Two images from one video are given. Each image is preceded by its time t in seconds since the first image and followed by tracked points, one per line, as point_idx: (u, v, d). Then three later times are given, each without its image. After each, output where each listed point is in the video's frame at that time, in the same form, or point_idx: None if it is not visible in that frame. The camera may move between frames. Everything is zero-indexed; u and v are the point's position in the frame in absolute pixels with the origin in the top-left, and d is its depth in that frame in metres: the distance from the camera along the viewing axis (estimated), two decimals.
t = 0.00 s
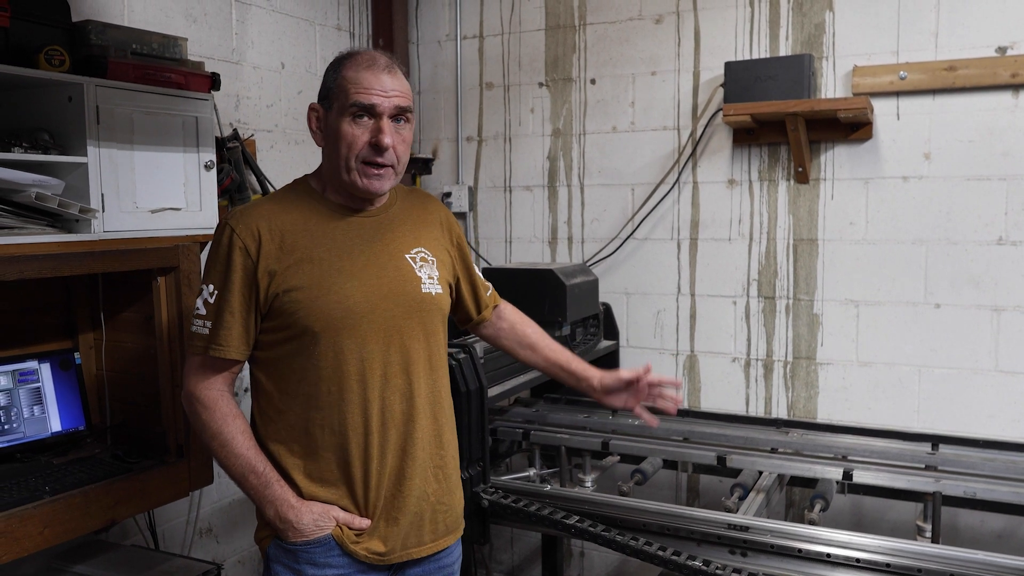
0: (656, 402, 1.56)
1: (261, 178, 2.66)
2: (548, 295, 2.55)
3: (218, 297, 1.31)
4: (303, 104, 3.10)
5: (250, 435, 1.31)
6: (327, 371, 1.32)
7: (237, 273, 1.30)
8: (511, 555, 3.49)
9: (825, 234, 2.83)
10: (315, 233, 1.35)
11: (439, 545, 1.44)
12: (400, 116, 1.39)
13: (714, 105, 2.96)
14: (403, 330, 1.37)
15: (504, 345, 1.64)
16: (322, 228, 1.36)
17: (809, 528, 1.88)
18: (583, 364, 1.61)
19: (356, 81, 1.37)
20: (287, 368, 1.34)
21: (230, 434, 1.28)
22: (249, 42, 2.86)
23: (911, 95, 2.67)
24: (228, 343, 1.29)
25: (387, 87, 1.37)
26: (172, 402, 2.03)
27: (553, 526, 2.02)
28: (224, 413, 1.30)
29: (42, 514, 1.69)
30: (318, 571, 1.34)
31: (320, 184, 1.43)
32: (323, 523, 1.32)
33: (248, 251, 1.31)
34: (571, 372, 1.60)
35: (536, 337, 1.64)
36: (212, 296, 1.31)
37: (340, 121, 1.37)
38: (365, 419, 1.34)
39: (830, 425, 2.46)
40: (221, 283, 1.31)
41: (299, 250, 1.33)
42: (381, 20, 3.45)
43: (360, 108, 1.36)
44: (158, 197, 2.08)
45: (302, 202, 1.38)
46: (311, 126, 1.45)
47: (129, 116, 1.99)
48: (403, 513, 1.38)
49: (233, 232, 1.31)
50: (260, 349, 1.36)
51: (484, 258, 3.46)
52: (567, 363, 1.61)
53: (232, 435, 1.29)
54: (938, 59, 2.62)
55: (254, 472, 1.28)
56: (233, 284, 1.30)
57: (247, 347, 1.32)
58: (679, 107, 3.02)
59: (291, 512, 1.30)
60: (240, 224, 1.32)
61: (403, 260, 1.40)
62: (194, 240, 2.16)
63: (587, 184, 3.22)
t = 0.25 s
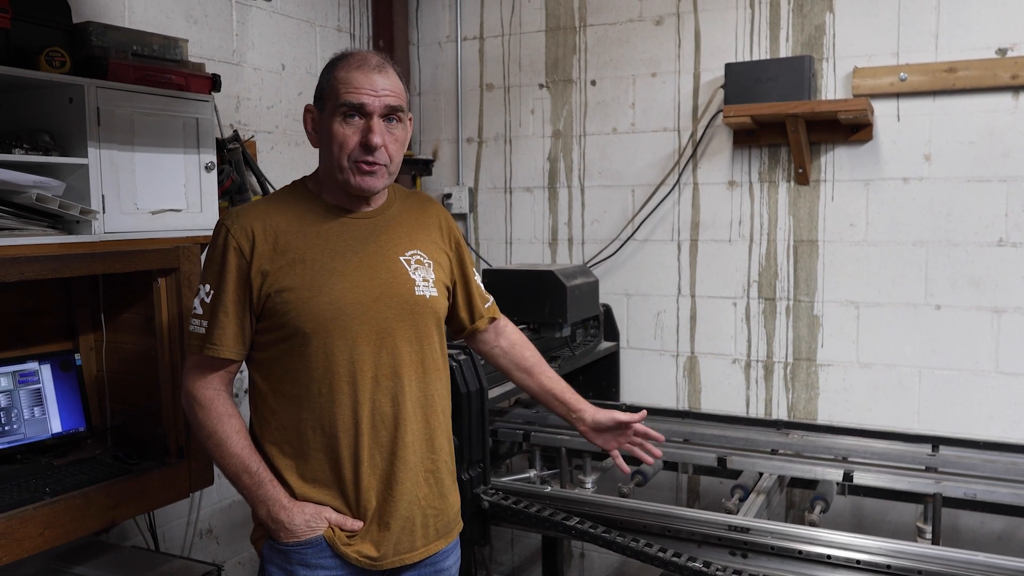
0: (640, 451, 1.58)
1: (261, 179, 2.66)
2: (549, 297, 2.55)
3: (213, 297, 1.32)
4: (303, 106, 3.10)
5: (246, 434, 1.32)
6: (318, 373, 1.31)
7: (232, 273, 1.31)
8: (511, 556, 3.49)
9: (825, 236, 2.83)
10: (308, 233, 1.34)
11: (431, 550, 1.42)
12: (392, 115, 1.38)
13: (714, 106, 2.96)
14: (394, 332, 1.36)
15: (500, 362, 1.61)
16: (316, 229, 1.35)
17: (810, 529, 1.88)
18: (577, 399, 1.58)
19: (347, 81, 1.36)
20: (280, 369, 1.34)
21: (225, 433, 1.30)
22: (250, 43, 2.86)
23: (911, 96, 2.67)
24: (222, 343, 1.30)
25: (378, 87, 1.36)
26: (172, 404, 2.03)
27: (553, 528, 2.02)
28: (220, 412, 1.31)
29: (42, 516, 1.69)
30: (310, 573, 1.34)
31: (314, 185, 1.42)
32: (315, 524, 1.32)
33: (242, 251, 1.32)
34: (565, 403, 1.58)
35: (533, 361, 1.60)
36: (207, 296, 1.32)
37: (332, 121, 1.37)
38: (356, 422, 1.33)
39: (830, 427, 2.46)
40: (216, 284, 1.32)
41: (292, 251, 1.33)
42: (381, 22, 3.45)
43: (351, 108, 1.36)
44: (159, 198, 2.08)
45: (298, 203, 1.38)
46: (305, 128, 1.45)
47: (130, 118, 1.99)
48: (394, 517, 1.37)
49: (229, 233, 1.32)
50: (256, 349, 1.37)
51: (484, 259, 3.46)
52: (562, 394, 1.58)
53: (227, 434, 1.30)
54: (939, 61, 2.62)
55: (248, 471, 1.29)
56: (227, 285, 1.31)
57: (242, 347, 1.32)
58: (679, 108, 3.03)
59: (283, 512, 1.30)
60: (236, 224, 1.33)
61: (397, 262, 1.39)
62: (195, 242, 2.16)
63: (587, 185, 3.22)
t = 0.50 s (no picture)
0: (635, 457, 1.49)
1: (262, 180, 2.66)
2: (549, 297, 2.55)
3: (209, 297, 1.32)
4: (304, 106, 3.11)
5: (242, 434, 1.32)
6: (310, 373, 1.31)
7: (227, 272, 1.31)
8: (511, 558, 3.49)
9: (826, 237, 2.83)
10: (303, 233, 1.34)
11: (425, 554, 1.41)
12: (386, 115, 1.38)
13: (715, 107, 2.96)
14: (388, 334, 1.35)
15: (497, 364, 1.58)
16: (311, 229, 1.35)
17: (811, 530, 1.87)
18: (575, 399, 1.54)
19: (340, 81, 1.36)
20: (274, 369, 1.34)
21: (221, 433, 1.30)
22: (250, 44, 2.87)
23: (912, 98, 2.67)
24: (217, 343, 1.30)
25: (371, 87, 1.36)
26: (173, 405, 2.03)
27: (553, 529, 2.02)
28: (216, 411, 1.31)
29: (43, 517, 1.69)
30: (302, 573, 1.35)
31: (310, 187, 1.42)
32: (308, 525, 1.32)
33: (238, 251, 1.32)
34: (557, 403, 1.53)
35: (529, 360, 1.57)
36: (204, 295, 1.32)
37: (326, 122, 1.36)
38: (348, 423, 1.32)
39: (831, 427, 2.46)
40: (212, 283, 1.32)
41: (287, 251, 1.33)
42: (382, 22, 3.45)
43: (345, 109, 1.35)
44: (160, 199, 2.08)
45: (295, 203, 1.38)
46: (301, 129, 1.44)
47: (131, 118, 1.99)
48: (387, 521, 1.36)
49: (225, 232, 1.33)
50: (253, 349, 1.37)
51: (485, 260, 3.46)
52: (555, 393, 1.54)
53: (222, 433, 1.30)
54: (939, 62, 2.62)
55: (242, 471, 1.29)
56: (223, 284, 1.31)
57: (238, 347, 1.32)
58: (680, 109, 3.03)
59: (276, 513, 1.30)
60: (232, 224, 1.33)
61: (392, 263, 1.38)
62: (196, 243, 2.16)
63: (588, 186, 3.22)
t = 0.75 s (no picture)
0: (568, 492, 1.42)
1: (262, 180, 2.66)
2: (549, 298, 2.55)
3: (205, 298, 1.33)
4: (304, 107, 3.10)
5: (239, 435, 1.33)
6: (302, 376, 1.31)
7: (222, 273, 1.32)
8: (511, 558, 3.48)
9: (826, 238, 2.83)
10: (298, 234, 1.34)
11: (418, 558, 1.40)
12: (380, 114, 1.37)
13: (716, 108, 2.96)
14: (379, 337, 1.34)
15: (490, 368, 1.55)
16: (306, 231, 1.35)
17: (811, 531, 1.87)
18: (558, 424, 1.48)
19: (332, 81, 1.35)
20: (269, 370, 1.34)
21: (216, 434, 1.31)
22: (251, 44, 2.87)
23: (913, 99, 2.67)
24: (213, 344, 1.31)
25: (363, 86, 1.35)
26: (172, 406, 2.03)
27: (553, 530, 2.02)
28: (211, 412, 1.31)
29: (42, 517, 1.69)
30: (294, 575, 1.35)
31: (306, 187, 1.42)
32: (300, 527, 1.33)
33: (233, 252, 1.32)
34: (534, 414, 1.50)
35: (519, 369, 1.53)
36: (201, 296, 1.33)
37: (319, 122, 1.36)
38: (339, 426, 1.32)
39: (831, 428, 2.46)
40: (208, 284, 1.33)
41: (280, 252, 1.33)
42: (382, 23, 3.45)
43: (338, 110, 1.35)
44: (160, 199, 2.08)
45: (291, 204, 1.38)
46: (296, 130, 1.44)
47: (132, 118, 1.99)
48: (378, 525, 1.35)
49: (221, 233, 1.33)
50: (251, 350, 1.37)
51: (486, 260, 3.46)
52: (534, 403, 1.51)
53: (218, 434, 1.31)
54: (940, 63, 2.62)
55: (236, 472, 1.30)
56: (217, 285, 1.31)
57: (234, 348, 1.33)
58: (680, 110, 3.02)
59: (268, 514, 1.31)
60: (228, 224, 1.34)
61: (385, 266, 1.36)
62: (196, 243, 2.16)
63: (588, 187, 3.22)
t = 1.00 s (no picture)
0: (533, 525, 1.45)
1: (262, 180, 2.66)
2: (550, 298, 2.54)
3: (205, 299, 1.32)
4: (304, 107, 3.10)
5: (239, 436, 1.33)
6: (300, 377, 1.31)
7: (222, 274, 1.32)
8: (511, 559, 3.48)
9: (827, 238, 2.82)
10: (297, 236, 1.34)
11: (416, 561, 1.40)
12: (379, 114, 1.37)
13: (716, 109, 2.96)
14: (377, 340, 1.33)
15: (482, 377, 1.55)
16: (306, 232, 1.35)
17: (812, 532, 1.87)
18: (535, 457, 1.48)
19: (331, 82, 1.35)
20: (268, 372, 1.34)
21: (217, 434, 1.31)
22: (251, 44, 2.86)
23: (914, 99, 2.66)
24: (213, 345, 1.31)
25: (362, 86, 1.35)
26: (173, 406, 2.02)
27: (553, 530, 2.01)
28: (212, 412, 1.31)
29: (42, 517, 1.69)
30: None
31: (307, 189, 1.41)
32: (299, 529, 1.33)
33: (233, 252, 1.32)
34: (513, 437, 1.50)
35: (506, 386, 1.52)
36: (201, 296, 1.33)
37: (318, 123, 1.36)
38: (337, 429, 1.32)
39: (832, 429, 2.45)
40: (208, 285, 1.33)
41: (280, 253, 1.32)
42: (383, 23, 3.45)
43: (336, 110, 1.35)
44: (161, 199, 2.08)
45: (291, 205, 1.38)
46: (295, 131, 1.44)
47: (132, 118, 1.99)
48: (376, 528, 1.35)
49: (221, 234, 1.34)
50: (251, 351, 1.37)
51: (486, 261, 3.45)
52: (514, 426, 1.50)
53: (218, 434, 1.31)
54: (941, 64, 2.62)
55: (235, 473, 1.30)
56: (217, 286, 1.31)
57: (233, 349, 1.33)
58: (681, 110, 3.02)
59: (267, 515, 1.32)
60: (228, 225, 1.34)
61: (384, 268, 1.36)
62: (196, 243, 2.16)
63: (589, 187, 3.21)
